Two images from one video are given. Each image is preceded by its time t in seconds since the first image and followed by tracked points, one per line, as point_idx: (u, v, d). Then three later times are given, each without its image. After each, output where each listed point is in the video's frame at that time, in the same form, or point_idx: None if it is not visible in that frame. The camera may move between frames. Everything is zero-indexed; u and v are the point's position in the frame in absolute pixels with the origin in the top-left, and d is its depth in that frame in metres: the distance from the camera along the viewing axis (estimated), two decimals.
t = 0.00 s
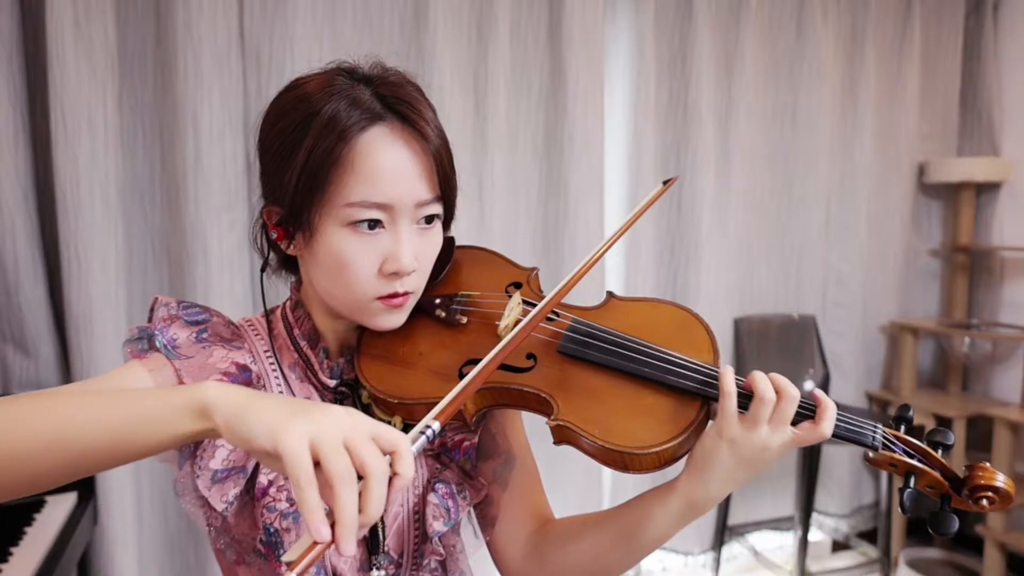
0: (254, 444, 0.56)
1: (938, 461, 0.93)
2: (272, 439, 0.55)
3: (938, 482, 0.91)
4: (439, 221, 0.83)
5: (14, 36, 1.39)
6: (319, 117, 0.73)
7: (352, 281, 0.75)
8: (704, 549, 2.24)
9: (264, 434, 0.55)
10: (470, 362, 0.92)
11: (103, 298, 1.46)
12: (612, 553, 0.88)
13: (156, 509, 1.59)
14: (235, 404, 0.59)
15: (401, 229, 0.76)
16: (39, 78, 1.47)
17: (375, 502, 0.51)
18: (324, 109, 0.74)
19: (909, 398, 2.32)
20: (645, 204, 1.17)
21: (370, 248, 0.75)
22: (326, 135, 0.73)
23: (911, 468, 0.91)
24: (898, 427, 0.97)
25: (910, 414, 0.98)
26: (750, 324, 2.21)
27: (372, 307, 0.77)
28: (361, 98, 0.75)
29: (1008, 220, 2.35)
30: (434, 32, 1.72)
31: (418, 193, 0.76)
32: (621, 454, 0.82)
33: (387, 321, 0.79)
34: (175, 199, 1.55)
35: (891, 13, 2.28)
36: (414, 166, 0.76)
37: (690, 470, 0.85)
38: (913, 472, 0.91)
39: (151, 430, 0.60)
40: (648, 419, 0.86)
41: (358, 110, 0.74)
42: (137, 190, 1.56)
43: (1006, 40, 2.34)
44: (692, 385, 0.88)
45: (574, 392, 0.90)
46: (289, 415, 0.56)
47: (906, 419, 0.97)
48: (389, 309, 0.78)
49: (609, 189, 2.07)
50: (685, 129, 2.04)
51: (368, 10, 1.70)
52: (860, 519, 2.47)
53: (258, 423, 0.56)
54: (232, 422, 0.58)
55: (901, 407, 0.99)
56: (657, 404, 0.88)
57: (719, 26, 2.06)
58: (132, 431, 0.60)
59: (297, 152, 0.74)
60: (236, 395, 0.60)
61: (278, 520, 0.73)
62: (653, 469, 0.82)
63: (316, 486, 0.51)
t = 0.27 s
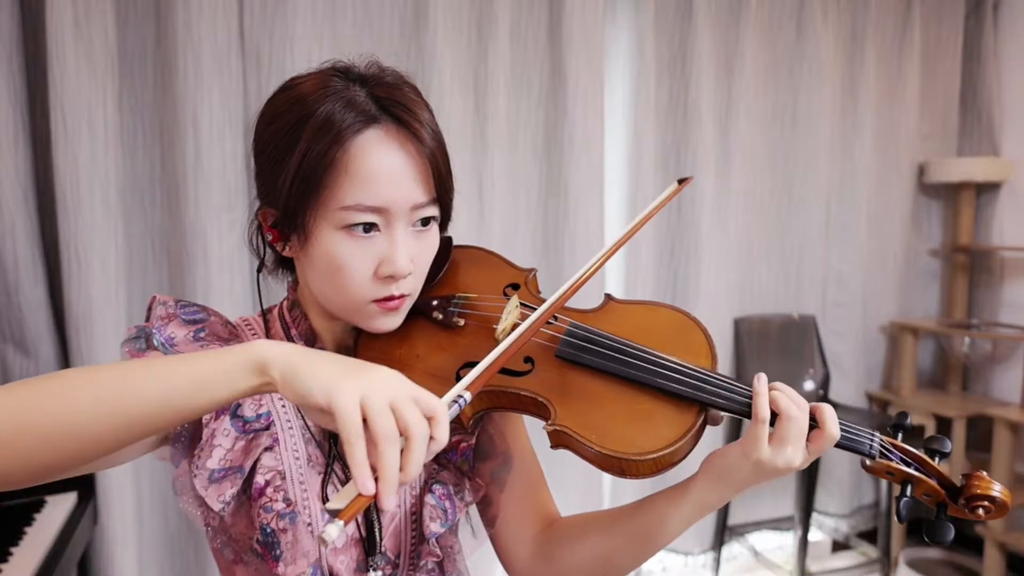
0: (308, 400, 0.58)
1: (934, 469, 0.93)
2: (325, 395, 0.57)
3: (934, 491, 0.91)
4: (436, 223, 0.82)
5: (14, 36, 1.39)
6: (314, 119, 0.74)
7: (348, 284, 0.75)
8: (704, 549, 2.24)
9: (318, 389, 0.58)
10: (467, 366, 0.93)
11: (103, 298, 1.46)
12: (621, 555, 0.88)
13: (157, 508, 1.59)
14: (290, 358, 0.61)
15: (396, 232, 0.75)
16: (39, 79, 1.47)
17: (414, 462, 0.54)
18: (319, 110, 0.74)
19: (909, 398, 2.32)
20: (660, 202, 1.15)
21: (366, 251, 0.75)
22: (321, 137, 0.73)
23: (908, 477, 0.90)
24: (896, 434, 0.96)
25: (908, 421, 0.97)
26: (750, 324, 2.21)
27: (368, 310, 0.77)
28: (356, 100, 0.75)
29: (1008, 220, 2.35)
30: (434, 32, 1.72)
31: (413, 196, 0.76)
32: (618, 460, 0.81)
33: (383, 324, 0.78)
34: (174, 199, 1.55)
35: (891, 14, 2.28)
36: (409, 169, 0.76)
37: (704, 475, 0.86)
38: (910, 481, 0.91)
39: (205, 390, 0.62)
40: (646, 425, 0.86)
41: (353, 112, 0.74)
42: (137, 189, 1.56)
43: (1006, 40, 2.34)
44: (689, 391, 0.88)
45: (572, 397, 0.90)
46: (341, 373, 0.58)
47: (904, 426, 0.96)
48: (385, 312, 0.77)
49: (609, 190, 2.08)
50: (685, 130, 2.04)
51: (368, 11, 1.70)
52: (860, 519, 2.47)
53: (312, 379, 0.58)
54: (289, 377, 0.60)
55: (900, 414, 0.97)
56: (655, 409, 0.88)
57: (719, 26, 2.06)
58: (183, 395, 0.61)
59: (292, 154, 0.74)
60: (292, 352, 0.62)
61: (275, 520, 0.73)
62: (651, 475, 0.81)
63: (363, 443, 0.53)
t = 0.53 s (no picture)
0: (373, 384, 0.61)
1: (934, 476, 0.93)
2: (390, 380, 0.60)
3: (935, 498, 0.90)
4: (435, 226, 0.82)
5: (14, 36, 1.38)
6: (312, 120, 0.73)
7: (346, 287, 0.75)
8: (704, 549, 2.24)
9: (384, 374, 0.60)
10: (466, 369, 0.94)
11: (103, 298, 1.45)
12: (620, 563, 0.88)
13: (156, 508, 1.59)
14: (355, 345, 0.63)
15: (394, 235, 0.75)
16: (39, 79, 1.47)
17: (470, 442, 0.59)
18: (317, 112, 0.74)
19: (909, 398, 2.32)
20: (666, 183, 1.13)
21: (364, 254, 0.74)
22: (319, 139, 0.73)
23: (908, 484, 0.90)
24: (895, 441, 0.96)
25: (909, 428, 0.96)
26: (750, 323, 2.21)
27: (366, 312, 0.77)
28: (354, 101, 0.75)
29: (1008, 220, 2.35)
30: (434, 31, 1.72)
31: (412, 199, 0.75)
32: (615, 465, 0.81)
33: (381, 326, 0.79)
34: (174, 198, 1.54)
35: (891, 14, 2.28)
36: (407, 172, 0.75)
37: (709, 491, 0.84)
38: (910, 488, 0.90)
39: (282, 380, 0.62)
40: (644, 429, 0.86)
41: (351, 114, 0.74)
42: (137, 189, 1.56)
43: (1006, 40, 2.35)
44: (687, 395, 0.88)
45: (571, 401, 0.90)
46: (402, 359, 0.61)
47: (905, 433, 0.95)
48: (383, 314, 0.78)
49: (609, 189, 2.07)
50: (685, 130, 2.04)
51: (368, 10, 1.70)
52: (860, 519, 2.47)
53: (377, 364, 0.61)
54: (353, 364, 0.62)
55: (901, 420, 0.97)
56: (654, 414, 0.88)
57: (719, 26, 2.06)
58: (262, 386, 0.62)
59: (290, 155, 0.74)
60: (352, 339, 0.64)
61: (272, 521, 0.73)
62: (649, 481, 0.81)
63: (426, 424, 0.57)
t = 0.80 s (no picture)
0: (398, 387, 0.62)
1: (936, 481, 0.92)
2: (414, 381, 0.61)
3: (936, 503, 0.91)
4: (437, 227, 0.82)
5: (14, 36, 1.39)
6: (315, 120, 0.73)
7: (347, 288, 0.75)
8: (704, 549, 2.24)
9: (408, 376, 0.61)
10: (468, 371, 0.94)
11: (103, 298, 1.45)
12: (619, 565, 0.88)
13: (157, 508, 1.59)
14: (378, 346, 0.64)
15: (396, 237, 0.75)
16: (39, 79, 1.47)
17: (492, 438, 0.60)
18: (320, 112, 0.74)
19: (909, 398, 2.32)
20: (665, 170, 1.12)
21: (366, 255, 0.74)
22: (322, 139, 0.73)
23: (909, 490, 0.90)
24: (897, 447, 0.95)
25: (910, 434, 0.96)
26: (750, 324, 2.21)
27: (367, 313, 0.77)
28: (356, 102, 0.75)
29: (1008, 220, 2.35)
30: (434, 31, 1.72)
31: (414, 200, 0.75)
32: (616, 468, 0.82)
33: (382, 327, 0.79)
34: (174, 198, 1.54)
35: (891, 14, 2.28)
36: (409, 173, 0.75)
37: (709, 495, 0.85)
38: (911, 493, 0.90)
39: (299, 384, 0.62)
40: (645, 432, 0.87)
41: (353, 115, 0.74)
42: (137, 189, 1.56)
43: (1006, 40, 2.35)
44: (688, 398, 0.88)
45: (574, 403, 0.90)
46: (424, 360, 0.62)
47: (906, 440, 0.94)
48: (384, 315, 0.78)
49: (609, 189, 2.07)
50: (685, 130, 2.04)
51: (368, 11, 1.70)
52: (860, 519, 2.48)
53: (400, 367, 0.62)
54: (377, 367, 0.63)
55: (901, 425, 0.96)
56: (655, 417, 0.89)
57: (718, 26, 2.06)
58: (278, 391, 0.61)
59: (293, 156, 0.74)
60: (373, 340, 0.65)
61: (272, 521, 0.73)
62: (650, 483, 0.83)
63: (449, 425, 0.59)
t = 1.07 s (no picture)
0: (406, 388, 0.62)
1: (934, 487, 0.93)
2: (423, 382, 0.61)
3: (934, 509, 0.91)
4: (439, 229, 0.82)
5: (14, 36, 1.39)
6: (318, 121, 0.74)
7: (349, 288, 0.75)
8: (704, 549, 2.24)
9: (416, 377, 0.62)
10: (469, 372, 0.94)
11: (103, 298, 1.46)
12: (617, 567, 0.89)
13: (156, 508, 1.59)
14: (386, 346, 0.64)
15: (398, 238, 0.75)
16: (39, 79, 1.47)
17: (499, 437, 0.61)
18: (324, 113, 0.74)
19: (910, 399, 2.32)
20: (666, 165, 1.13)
21: (369, 256, 0.74)
22: (325, 140, 0.73)
23: (908, 495, 0.90)
24: (897, 452, 0.96)
25: (910, 440, 0.96)
26: (750, 324, 2.20)
27: (368, 314, 0.77)
28: (360, 103, 0.75)
29: (1008, 220, 2.35)
30: (434, 32, 1.72)
31: (416, 202, 0.76)
32: (617, 471, 0.83)
33: (384, 328, 0.79)
34: (174, 198, 1.54)
35: (890, 14, 2.28)
36: (412, 175, 0.75)
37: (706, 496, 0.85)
38: (910, 498, 0.90)
39: (304, 388, 0.62)
40: (646, 435, 0.87)
41: (356, 116, 0.74)
42: (137, 189, 1.56)
43: (1006, 40, 2.35)
44: (688, 401, 0.88)
45: (574, 405, 0.90)
46: (432, 361, 0.62)
47: (907, 444, 0.95)
48: (386, 316, 0.78)
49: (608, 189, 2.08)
50: (685, 130, 2.04)
51: (368, 11, 1.70)
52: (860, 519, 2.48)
53: (408, 368, 0.62)
54: (385, 369, 0.63)
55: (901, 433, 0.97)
56: (656, 420, 0.89)
57: (718, 26, 2.06)
58: (284, 395, 0.61)
59: (296, 156, 0.74)
60: (382, 341, 0.65)
61: (272, 520, 0.73)
62: (651, 486, 0.83)
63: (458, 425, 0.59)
